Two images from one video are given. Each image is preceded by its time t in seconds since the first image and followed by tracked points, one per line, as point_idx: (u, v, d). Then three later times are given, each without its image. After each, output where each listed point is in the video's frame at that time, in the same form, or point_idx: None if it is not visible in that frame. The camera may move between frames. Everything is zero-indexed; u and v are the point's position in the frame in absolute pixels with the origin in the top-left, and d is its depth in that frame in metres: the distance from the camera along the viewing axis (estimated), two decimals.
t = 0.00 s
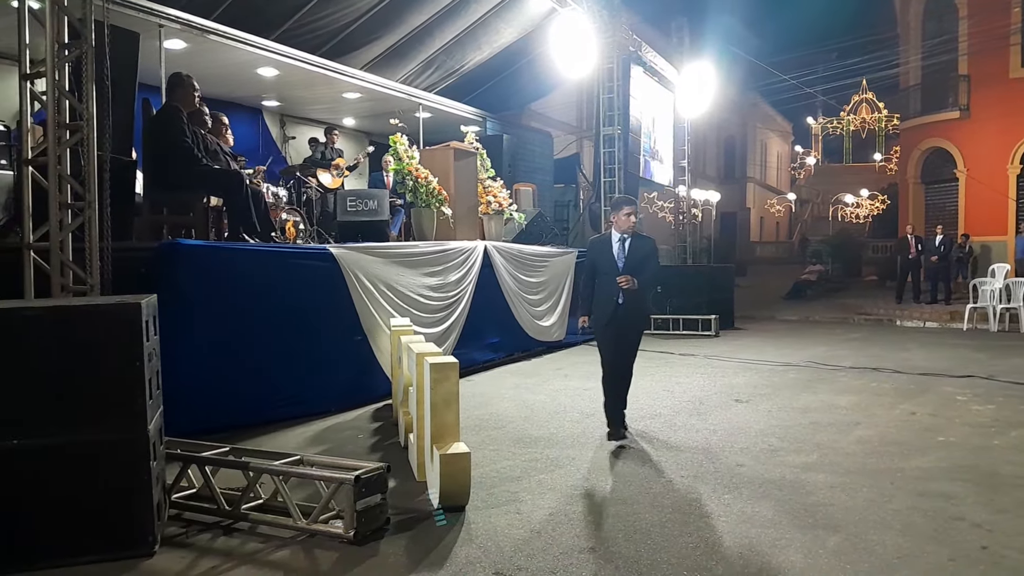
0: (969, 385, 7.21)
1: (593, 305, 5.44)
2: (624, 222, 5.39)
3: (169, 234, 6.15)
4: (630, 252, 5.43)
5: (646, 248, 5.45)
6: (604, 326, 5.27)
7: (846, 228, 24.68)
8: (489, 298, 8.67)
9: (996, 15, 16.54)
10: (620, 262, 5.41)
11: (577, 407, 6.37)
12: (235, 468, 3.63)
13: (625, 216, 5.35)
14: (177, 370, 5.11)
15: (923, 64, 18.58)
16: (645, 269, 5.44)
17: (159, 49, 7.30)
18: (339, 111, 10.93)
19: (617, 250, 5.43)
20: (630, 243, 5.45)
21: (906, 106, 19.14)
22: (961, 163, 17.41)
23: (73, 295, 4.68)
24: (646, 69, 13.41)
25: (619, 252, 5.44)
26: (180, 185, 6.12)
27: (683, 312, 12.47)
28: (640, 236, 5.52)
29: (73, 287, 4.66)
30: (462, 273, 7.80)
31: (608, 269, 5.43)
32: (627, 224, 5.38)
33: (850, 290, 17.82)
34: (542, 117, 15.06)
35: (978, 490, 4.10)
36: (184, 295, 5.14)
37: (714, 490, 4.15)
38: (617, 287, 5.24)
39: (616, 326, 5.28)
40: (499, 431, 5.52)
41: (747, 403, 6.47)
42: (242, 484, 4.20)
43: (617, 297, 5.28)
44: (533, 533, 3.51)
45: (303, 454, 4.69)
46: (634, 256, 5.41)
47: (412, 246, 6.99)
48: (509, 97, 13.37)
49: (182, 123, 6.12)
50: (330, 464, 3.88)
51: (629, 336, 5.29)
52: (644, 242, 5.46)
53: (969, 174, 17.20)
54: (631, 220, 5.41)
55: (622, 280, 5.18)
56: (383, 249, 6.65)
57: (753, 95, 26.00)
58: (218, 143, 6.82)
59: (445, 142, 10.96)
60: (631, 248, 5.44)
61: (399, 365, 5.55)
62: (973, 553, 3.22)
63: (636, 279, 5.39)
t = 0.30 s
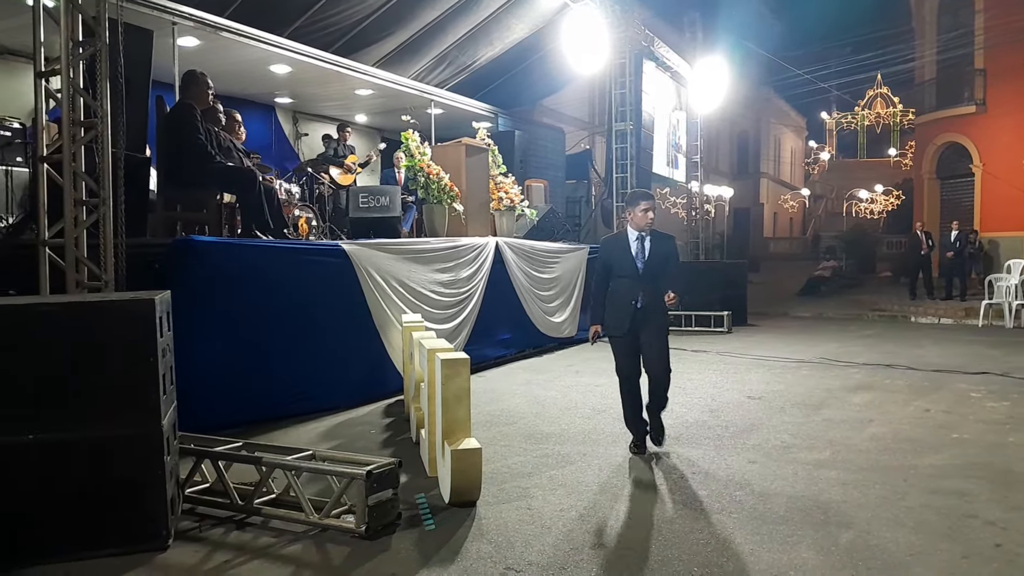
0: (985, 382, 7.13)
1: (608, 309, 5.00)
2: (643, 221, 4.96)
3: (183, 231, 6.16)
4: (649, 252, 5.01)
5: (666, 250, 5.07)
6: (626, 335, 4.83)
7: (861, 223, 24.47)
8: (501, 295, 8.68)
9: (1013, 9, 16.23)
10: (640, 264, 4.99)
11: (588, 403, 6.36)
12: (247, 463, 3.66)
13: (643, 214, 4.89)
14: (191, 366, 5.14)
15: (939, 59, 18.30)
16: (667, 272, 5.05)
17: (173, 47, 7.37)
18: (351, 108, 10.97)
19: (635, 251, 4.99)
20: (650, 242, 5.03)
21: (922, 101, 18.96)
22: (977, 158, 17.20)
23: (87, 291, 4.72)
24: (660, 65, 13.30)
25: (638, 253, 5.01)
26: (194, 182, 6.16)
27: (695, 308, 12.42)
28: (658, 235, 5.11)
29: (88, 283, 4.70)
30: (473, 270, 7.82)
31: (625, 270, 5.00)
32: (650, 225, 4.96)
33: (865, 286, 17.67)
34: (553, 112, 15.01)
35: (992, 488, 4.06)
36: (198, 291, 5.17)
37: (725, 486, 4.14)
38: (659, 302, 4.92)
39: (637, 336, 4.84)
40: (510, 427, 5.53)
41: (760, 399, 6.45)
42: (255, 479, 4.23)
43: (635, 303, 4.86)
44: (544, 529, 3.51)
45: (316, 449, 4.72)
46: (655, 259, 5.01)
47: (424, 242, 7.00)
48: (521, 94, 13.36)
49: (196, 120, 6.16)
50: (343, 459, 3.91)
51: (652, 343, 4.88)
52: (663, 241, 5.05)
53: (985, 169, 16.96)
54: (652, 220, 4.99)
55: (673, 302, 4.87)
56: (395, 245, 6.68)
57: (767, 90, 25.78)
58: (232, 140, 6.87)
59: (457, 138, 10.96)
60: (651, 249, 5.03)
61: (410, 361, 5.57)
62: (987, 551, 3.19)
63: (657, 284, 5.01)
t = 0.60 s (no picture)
0: (994, 380, 7.08)
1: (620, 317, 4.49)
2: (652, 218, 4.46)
3: (191, 228, 6.25)
4: (661, 252, 4.44)
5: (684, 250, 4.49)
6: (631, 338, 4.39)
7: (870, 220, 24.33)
8: (508, 292, 8.68)
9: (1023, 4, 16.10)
10: (651, 266, 4.45)
11: (595, 400, 6.36)
12: (256, 460, 3.68)
13: (650, 208, 4.42)
14: (198, 363, 5.17)
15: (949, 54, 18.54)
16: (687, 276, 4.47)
17: (181, 45, 7.39)
18: (359, 105, 10.98)
19: (646, 252, 4.46)
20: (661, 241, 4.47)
21: (931, 97, 18.89)
22: (986, 154, 17.07)
23: (96, 289, 4.75)
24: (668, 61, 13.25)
25: (650, 254, 4.47)
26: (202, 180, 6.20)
27: (702, 306, 12.39)
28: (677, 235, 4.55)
29: (97, 281, 4.73)
30: (480, 267, 7.82)
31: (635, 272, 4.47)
32: (660, 221, 4.43)
33: (873, 284, 17.56)
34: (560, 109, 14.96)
35: (1000, 487, 4.04)
36: (205, 289, 5.20)
37: (732, 485, 4.13)
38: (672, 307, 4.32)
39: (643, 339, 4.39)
40: (517, 425, 5.54)
41: (767, 397, 6.43)
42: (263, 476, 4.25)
43: (655, 305, 4.31)
44: (550, 527, 3.51)
45: (323, 446, 4.75)
46: (668, 260, 4.44)
47: (431, 239, 7.02)
48: (528, 91, 13.34)
49: (204, 118, 6.18)
50: (350, 456, 3.92)
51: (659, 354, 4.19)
52: (678, 240, 4.48)
53: (995, 166, 16.80)
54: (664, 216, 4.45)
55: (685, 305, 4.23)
56: (401, 243, 6.68)
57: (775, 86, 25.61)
58: (240, 138, 6.89)
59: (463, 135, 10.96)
60: (664, 249, 4.45)
61: (417, 359, 5.58)
62: (994, 551, 3.17)
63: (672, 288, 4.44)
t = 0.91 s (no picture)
0: (999, 381, 7.06)
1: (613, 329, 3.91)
2: (640, 214, 3.89)
3: (197, 230, 6.22)
4: (647, 255, 3.93)
5: (674, 251, 3.93)
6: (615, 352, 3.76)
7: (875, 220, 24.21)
8: (513, 293, 8.70)
9: None
10: (637, 270, 3.93)
11: (599, 401, 6.37)
12: (262, 461, 3.70)
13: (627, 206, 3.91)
14: (203, 365, 5.19)
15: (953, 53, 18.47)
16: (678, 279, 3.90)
17: (187, 47, 7.42)
18: (364, 106, 11.00)
19: (631, 254, 3.96)
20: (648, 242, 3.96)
21: (936, 97, 18.87)
22: (991, 153, 17.02)
23: (103, 290, 4.78)
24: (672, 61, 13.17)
25: (636, 257, 3.96)
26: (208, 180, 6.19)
27: (707, 307, 12.37)
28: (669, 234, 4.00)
29: (105, 283, 4.77)
30: (485, 268, 7.83)
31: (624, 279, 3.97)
32: (641, 218, 3.87)
33: (880, 284, 17.51)
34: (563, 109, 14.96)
35: (1005, 489, 4.03)
36: (210, 290, 5.23)
37: (736, 486, 4.13)
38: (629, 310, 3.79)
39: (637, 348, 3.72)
40: (521, 426, 5.55)
41: (771, 398, 6.42)
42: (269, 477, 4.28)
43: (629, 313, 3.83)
44: (554, 529, 3.53)
45: (328, 447, 4.77)
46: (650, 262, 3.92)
47: (436, 241, 7.04)
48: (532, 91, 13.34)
49: (210, 120, 6.21)
50: (355, 458, 3.94)
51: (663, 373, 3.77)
52: (666, 240, 3.96)
53: (1001, 166, 16.71)
54: (647, 212, 3.90)
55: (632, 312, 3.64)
56: (406, 244, 6.71)
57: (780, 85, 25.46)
58: (245, 139, 6.91)
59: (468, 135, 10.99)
60: (650, 250, 3.93)
61: (422, 360, 5.60)
62: (998, 553, 3.17)
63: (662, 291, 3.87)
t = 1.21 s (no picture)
0: (1005, 384, 7.04)
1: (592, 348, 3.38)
2: (601, 220, 3.34)
3: (203, 232, 6.27)
4: (613, 263, 3.35)
5: (647, 257, 3.33)
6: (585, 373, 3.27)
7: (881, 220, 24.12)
8: (518, 294, 8.71)
9: None
10: (602, 280, 3.37)
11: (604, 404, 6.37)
12: (267, 465, 3.71)
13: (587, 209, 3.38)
14: (208, 367, 5.21)
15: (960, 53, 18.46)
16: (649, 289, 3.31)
17: (193, 49, 7.45)
18: (369, 107, 11.02)
19: (595, 261, 3.42)
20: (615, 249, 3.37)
21: (942, 97, 18.74)
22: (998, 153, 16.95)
23: (109, 293, 4.81)
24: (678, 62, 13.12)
25: (601, 265, 3.42)
26: (213, 182, 6.19)
27: (712, 307, 12.37)
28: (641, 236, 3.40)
29: (111, 286, 4.81)
30: (489, 270, 7.84)
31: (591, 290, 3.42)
32: (602, 224, 3.32)
33: (886, 284, 17.46)
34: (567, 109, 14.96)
35: (1010, 493, 4.03)
36: (216, 293, 5.25)
37: (741, 490, 4.13)
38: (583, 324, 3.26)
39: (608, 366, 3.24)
40: (526, 428, 5.55)
41: (776, 401, 6.41)
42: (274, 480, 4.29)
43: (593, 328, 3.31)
44: (559, 533, 3.53)
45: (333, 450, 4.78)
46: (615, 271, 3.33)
47: (441, 243, 7.06)
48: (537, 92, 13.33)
49: (215, 122, 6.23)
50: (360, 461, 3.95)
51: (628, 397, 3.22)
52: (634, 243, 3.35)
53: (1007, 166, 16.64)
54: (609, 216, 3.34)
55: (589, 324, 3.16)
56: (411, 246, 6.73)
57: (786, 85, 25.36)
58: (250, 141, 6.94)
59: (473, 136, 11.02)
60: (616, 257, 3.36)
61: (427, 363, 5.61)
62: (1003, 558, 3.17)
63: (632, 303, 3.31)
